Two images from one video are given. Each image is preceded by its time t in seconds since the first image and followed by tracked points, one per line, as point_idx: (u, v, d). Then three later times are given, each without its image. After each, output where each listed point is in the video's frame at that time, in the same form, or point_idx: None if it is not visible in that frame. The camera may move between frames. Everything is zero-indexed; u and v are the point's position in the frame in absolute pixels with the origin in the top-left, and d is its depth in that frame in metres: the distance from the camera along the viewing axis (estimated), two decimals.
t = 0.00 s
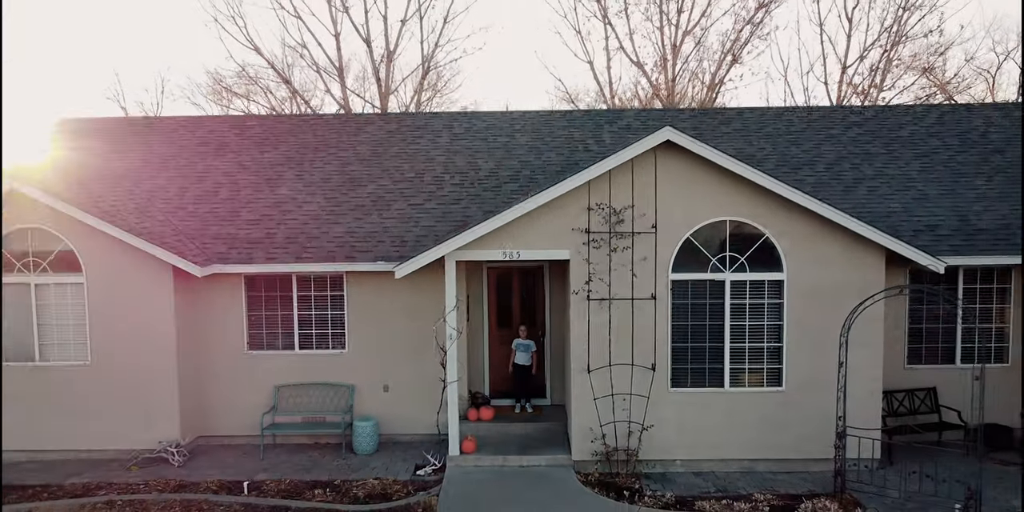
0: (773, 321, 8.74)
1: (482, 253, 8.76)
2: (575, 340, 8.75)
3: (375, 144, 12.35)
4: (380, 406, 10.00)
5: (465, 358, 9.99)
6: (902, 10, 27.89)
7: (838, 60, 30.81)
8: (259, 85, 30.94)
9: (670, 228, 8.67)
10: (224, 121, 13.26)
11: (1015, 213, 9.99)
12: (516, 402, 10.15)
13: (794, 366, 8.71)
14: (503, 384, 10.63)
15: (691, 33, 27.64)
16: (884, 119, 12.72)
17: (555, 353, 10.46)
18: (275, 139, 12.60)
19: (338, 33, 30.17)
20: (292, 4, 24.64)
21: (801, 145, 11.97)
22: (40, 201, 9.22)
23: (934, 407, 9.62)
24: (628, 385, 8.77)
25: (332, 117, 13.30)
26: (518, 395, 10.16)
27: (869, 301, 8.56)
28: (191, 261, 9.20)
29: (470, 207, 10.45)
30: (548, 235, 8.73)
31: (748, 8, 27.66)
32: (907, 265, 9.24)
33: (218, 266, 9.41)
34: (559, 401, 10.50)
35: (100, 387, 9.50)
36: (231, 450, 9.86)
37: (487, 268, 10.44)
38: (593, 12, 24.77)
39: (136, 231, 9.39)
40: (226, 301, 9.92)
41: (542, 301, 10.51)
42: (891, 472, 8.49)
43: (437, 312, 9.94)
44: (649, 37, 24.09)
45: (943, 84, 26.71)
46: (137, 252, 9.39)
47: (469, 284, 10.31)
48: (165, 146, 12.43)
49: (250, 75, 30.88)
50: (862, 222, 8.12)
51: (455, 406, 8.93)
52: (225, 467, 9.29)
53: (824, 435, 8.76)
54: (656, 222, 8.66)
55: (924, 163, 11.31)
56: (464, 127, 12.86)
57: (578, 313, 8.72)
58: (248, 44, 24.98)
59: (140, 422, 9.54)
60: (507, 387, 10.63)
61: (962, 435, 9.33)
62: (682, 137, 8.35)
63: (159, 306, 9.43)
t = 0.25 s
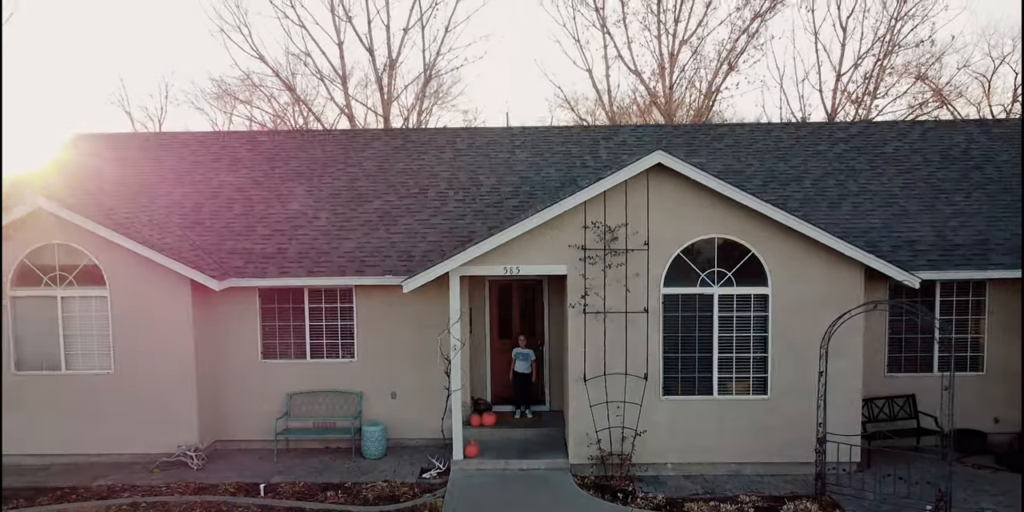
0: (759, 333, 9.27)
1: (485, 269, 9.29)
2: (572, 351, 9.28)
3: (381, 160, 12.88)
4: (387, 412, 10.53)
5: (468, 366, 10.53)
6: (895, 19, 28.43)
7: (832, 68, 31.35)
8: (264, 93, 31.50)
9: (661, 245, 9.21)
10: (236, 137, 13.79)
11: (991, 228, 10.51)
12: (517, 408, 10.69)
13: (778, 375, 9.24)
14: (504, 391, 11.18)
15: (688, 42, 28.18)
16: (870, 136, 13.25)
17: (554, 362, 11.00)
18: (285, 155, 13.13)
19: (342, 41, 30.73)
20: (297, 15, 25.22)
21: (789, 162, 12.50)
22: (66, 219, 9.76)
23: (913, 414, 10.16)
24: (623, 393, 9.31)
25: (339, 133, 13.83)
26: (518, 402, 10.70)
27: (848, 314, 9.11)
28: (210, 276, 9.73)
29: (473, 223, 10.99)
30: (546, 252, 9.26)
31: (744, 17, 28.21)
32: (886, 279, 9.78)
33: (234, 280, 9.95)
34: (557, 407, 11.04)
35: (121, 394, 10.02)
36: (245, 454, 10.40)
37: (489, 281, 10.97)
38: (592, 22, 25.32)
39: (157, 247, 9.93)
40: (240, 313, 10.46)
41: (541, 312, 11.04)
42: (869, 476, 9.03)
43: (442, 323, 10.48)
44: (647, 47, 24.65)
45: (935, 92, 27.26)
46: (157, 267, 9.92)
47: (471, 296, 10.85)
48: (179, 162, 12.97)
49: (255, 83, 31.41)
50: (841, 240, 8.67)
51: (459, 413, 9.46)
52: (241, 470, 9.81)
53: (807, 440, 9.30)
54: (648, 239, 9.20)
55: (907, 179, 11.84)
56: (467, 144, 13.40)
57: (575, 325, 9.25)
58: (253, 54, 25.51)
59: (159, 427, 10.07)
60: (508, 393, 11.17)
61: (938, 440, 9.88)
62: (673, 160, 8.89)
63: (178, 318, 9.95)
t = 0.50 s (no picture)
0: (744, 350, 9.90)
1: (488, 290, 9.92)
2: (570, 366, 9.91)
3: (388, 181, 13.51)
4: (395, 422, 11.17)
5: (471, 380, 11.17)
6: (887, 32, 29.08)
7: (826, 79, 31.99)
8: (269, 103, 32.13)
9: (653, 268, 9.85)
10: (248, 158, 14.41)
11: (965, 249, 11.14)
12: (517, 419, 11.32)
13: (762, 390, 9.87)
14: (504, 403, 11.81)
15: (685, 54, 28.80)
16: (854, 157, 13.89)
17: (552, 375, 11.64)
18: (296, 175, 13.76)
19: (345, 52, 31.36)
20: (302, 28, 25.84)
21: (776, 183, 13.13)
22: (94, 243, 10.37)
23: (890, 425, 10.77)
24: (617, 407, 9.94)
25: (347, 153, 14.47)
26: (518, 413, 11.33)
27: (827, 331, 9.73)
28: (230, 296, 10.37)
29: (476, 244, 11.63)
30: (545, 274, 9.89)
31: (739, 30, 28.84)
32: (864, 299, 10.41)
33: (251, 300, 10.57)
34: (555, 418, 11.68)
35: (145, 407, 10.64)
36: (261, 462, 11.03)
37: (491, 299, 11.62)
38: (591, 35, 25.89)
39: (179, 269, 10.55)
40: (257, 329, 11.10)
41: (540, 328, 11.69)
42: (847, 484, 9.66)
43: (447, 339, 11.11)
44: (644, 60, 25.28)
45: (925, 104, 27.92)
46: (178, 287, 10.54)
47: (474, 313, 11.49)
48: (195, 183, 13.60)
49: (259, 92, 32.01)
50: (820, 264, 9.30)
51: (463, 424, 10.09)
52: (258, 478, 10.43)
53: (789, 451, 9.93)
54: (641, 263, 9.84)
55: (887, 201, 12.48)
56: (470, 165, 14.03)
57: (572, 342, 9.89)
58: (260, 67, 26.11)
59: (180, 438, 10.69)
60: (508, 405, 11.81)
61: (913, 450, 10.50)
62: (663, 189, 9.54)
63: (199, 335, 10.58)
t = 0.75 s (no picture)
0: (733, 365, 10.46)
1: (490, 308, 10.49)
2: (568, 380, 10.48)
3: (394, 199, 14.07)
4: (402, 432, 11.74)
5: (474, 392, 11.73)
6: (881, 43, 29.66)
7: (822, 88, 32.56)
8: (273, 111, 32.61)
9: (646, 287, 10.41)
10: (259, 176, 14.97)
11: (944, 267, 11.70)
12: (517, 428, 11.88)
13: (750, 402, 10.43)
14: (505, 413, 12.36)
15: (682, 65, 29.36)
16: (842, 175, 14.44)
17: (551, 387, 12.20)
18: (305, 193, 14.32)
19: (348, 63, 31.92)
20: (307, 40, 26.40)
21: (767, 201, 13.69)
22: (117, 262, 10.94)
23: (872, 434, 11.36)
24: (612, 418, 10.50)
25: (354, 171, 15.03)
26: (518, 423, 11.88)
27: (811, 347, 10.30)
28: (245, 313, 10.94)
29: (479, 262, 12.19)
30: (544, 293, 10.46)
31: (735, 40, 29.38)
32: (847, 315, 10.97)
33: (265, 316, 11.14)
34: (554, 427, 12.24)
35: (165, 417, 11.21)
36: (274, 470, 11.59)
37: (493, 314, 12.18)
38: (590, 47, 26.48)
39: (196, 287, 11.12)
40: (270, 344, 11.67)
41: (540, 342, 12.26)
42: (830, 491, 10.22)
43: (451, 352, 11.68)
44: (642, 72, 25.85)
45: (918, 114, 28.48)
46: (196, 304, 11.10)
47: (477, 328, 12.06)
48: (208, 201, 14.15)
49: (264, 102, 32.55)
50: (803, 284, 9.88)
51: (467, 435, 10.65)
52: (272, 486, 10.99)
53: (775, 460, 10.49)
54: (635, 282, 10.40)
55: (872, 219, 13.04)
56: (472, 183, 14.59)
57: (570, 357, 10.46)
58: (265, 79, 26.66)
59: (198, 447, 11.25)
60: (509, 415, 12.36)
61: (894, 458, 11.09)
62: (655, 213, 10.12)
63: (216, 350, 11.15)
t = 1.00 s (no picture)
0: (721, 380, 11.11)
1: (493, 326, 11.14)
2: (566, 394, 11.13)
3: (400, 217, 14.72)
4: (409, 442, 12.39)
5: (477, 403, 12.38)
6: (873, 55, 30.33)
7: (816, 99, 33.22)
8: (277, 119, 33.20)
9: (640, 306, 11.06)
10: (270, 194, 15.63)
11: (922, 285, 12.36)
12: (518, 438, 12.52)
13: (737, 415, 11.08)
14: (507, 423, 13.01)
15: (679, 76, 30.01)
16: (828, 194, 15.10)
17: (550, 399, 12.85)
18: (315, 211, 14.98)
19: (352, 73, 32.57)
20: (312, 53, 27.05)
21: (756, 220, 14.34)
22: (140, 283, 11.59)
23: (854, 444, 12.02)
24: (608, 430, 11.14)
25: (362, 189, 15.68)
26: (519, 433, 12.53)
27: (795, 363, 10.95)
28: (262, 330, 11.59)
29: (482, 280, 12.84)
30: (544, 312, 11.11)
31: (732, 52, 30.03)
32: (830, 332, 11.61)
33: (280, 333, 11.79)
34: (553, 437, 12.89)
35: (185, 428, 11.86)
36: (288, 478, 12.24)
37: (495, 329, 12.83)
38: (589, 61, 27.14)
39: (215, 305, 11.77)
40: (284, 358, 12.33)
41: (540, 356, 12.91)
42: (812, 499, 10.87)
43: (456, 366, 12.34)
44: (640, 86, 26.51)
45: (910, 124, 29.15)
46: (215, 321, 11.75)
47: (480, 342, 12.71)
48: (222, 219, 14.81)
49: (269, 111, 33.20)
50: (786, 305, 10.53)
51: (471, 445, 11.31)
52: (287, 493, 11.63)
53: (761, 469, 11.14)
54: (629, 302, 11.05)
55: (856, 237, 13.69)
56: (475, 201, 15.25)
57: (568, 373, 11.12)
58: (272, 92, 27.30)
59: (216, 456, 11.89)
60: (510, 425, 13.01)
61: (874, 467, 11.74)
62: (648, 238, 10.77)
63: (233, 365, 11.80)
